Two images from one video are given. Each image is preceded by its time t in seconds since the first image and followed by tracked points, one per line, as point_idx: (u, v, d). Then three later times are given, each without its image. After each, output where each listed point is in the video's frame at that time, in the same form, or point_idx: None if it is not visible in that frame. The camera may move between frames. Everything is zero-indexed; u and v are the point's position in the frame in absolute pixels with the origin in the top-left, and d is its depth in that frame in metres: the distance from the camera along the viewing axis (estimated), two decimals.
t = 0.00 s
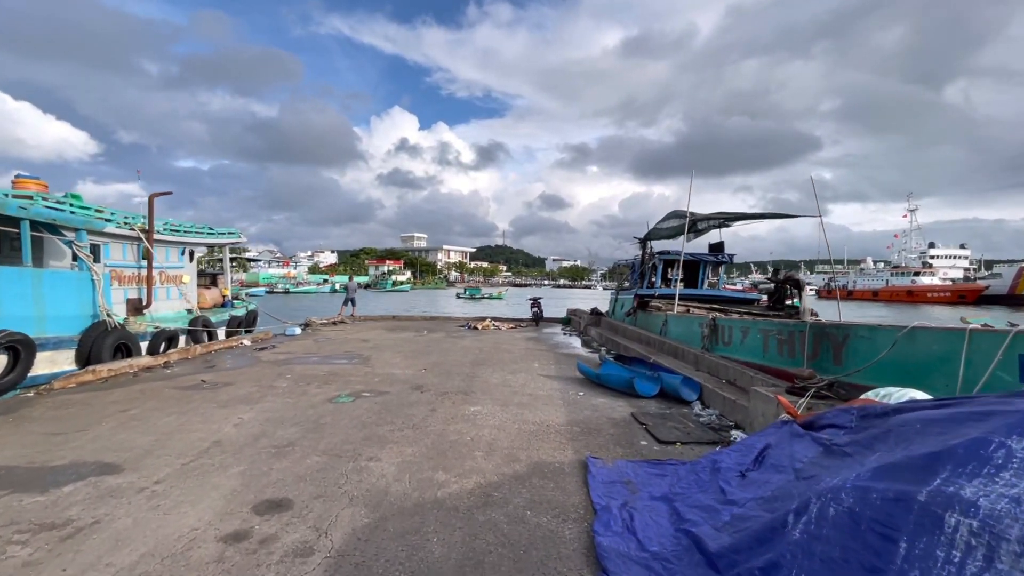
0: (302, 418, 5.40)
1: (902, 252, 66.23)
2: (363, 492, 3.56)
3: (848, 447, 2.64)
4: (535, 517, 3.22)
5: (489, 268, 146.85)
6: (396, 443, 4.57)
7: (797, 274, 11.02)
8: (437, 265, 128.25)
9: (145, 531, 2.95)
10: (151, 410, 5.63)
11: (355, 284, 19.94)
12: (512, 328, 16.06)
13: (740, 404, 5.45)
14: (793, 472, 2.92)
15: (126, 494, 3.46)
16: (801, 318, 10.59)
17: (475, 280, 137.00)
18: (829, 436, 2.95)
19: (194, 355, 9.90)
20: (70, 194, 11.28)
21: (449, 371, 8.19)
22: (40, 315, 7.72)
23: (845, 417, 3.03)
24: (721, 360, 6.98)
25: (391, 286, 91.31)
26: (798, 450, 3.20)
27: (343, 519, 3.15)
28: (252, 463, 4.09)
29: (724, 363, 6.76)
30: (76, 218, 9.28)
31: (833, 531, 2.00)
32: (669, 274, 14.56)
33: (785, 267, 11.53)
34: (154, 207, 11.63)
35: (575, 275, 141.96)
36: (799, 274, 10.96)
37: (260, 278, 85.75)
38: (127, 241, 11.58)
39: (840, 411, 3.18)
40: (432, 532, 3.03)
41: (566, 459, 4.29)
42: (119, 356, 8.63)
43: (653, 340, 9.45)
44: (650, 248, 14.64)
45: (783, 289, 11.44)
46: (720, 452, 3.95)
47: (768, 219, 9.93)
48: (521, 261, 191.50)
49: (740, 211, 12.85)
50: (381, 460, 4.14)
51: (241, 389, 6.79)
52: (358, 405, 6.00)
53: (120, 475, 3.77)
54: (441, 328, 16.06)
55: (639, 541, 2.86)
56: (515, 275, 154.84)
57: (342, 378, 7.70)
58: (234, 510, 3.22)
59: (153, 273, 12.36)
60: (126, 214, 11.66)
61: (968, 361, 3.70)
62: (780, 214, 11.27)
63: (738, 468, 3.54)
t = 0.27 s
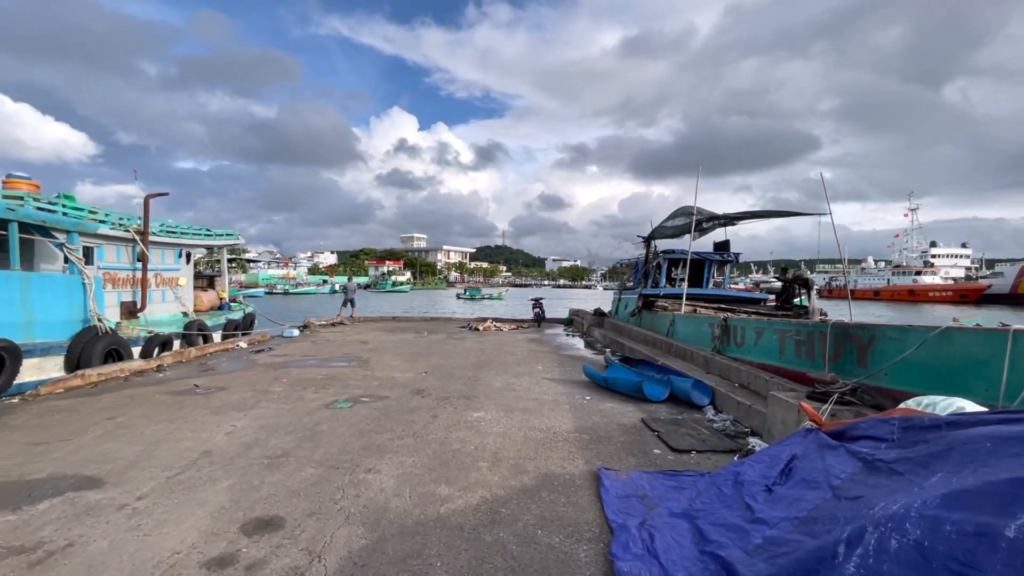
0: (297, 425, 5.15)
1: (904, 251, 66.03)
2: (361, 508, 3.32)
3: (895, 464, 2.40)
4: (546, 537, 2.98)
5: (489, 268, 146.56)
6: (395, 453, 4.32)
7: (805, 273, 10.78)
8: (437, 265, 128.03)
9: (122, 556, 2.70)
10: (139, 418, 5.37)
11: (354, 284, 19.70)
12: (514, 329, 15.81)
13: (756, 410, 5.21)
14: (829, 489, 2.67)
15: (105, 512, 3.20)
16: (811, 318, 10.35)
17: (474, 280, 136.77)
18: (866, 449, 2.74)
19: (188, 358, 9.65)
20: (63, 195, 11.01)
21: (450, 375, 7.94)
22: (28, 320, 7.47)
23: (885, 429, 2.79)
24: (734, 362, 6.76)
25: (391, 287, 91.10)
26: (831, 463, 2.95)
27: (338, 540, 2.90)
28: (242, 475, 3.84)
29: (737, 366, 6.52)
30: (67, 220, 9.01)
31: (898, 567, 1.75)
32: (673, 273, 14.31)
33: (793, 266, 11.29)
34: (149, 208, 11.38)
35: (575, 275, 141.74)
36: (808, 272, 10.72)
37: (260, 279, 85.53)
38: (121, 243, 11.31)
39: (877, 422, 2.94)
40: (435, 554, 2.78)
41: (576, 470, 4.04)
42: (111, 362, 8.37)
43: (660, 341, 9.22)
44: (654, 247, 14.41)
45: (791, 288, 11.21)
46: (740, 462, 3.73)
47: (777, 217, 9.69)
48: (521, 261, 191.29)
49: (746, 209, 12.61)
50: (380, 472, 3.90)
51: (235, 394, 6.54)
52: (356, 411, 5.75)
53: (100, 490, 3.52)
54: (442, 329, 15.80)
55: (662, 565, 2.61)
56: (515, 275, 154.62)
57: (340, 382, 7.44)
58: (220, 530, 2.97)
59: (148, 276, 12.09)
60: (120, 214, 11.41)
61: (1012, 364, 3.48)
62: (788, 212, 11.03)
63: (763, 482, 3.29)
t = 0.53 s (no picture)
0: (289, 433, 4.90)
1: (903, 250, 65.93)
2: (354, 526, 3.08)
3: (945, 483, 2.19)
4: (555, 559, 2.74)
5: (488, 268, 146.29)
6: (392, 464, 4.08)
7: (812, 271, 10.56)
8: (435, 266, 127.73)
9: None
10: (123, 426, 5.12)
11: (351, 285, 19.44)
12: (514, 329, 15.58)
13: (769, 414, 4.98)
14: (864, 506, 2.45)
15: (77, 531, 2.96)
16: (818, 317, 10.13)
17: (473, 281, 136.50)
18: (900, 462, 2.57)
19: (180, 362, 9.39)
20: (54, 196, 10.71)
21: (450, 378, 7.70)
22: (13, 327, 7.21)
23: (926, 442, 2.58)
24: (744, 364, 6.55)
25: (390, 287, 90.80)
26: (862, 477, 2.73)
27: (329, 563, 2.66)
28: (228, 489, 3.60)
29: (747, 368, 6.30)
30: (55, 222, 8.71)
31: None
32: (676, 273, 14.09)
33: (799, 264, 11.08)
34: (142, 209, 11.11)
35: (574, 276, 141.57)
36: (815, 271, 10.50)
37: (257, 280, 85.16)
38: (114, 245, 11.03)
39: (915, 433, 2.73)
40: None
41: (584, 482, 3.80)
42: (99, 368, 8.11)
43: (665, 341, 9.01)
44: (657, 246, 14.18)
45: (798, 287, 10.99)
46: (760, 473, 3.50)
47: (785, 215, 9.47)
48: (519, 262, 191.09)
49: (751, 207, 12.40)
50: (376, 485, 3.66)
51: (226, 400, 6.29)
52: (352, 417, 5.50)
53: (74, 507, 3.27)
54: (441, 330, 15.54)
55: None
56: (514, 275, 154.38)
57: (336, 386, 7.20)
58: (201, 553, 2.73)
59: (141, 278, 11.80)
60: (113, 215, 11.13)
61: None
62: (794, 210, 10.82)
63: (787, 496, 3.06)
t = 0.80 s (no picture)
0: (277, 441, 4.65)
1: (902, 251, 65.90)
2: (342, 545, 2.83)
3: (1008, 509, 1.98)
4: None
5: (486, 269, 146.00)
6: (385, 475, 3.84)
7: (817, 270, 10.36)
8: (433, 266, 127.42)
9: None
10: (103, 433, 4.86)
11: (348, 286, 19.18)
12: (513, 331, 15.33)
13: (782, 419, 4.75)
14: (904, 528, 2.22)
15: (38, 553, 2.70)
16: (824, 317, 9.93)
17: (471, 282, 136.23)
18: (942, 477, 2.39)
19: (169, 364, 9.13)
20: (40, 194, 10.29)
21: (447, 381, 7.45)
22: None
23: (971, 457, 2.37)
24: (753, 366, 6.35)
25: (387, 288, 90.48)
26: (898, 492, 2.50)
27: None
28: (208, 504, 3.34)
29: (756, 371, 6.09)
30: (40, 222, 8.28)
31: None
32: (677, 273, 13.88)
33: (804, 263, 10.88)
34: (133, 209, 10.75)
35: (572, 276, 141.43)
36: (820, 270, 10.30)
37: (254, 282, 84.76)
38: (104, 245, 10.66)
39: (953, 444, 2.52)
40: None
41: (589, 494, 3.56)
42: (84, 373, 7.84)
43: (668, 343, 8.81)
44: (658, 245, 13.97)
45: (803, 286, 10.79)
46: (779, 484, 3.27)
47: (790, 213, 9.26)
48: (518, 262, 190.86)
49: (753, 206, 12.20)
50: (367, 498, 3.41)
51: (213, 404, 6.03)
52: (344, 423, 5.25)
53: (38, 525, 3.02)
54: (438, 331, 15.29)
55: None
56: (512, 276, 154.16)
57: (329, 390, 6.94)
58: None
59: (132, 280, 11.46)
60: (103, 215, 10.76)
61: None
62: (799, 208, 10.63)
63: (812, 512, 2.83)
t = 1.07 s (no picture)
0: (260, 455, 4.37)
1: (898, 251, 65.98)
2: None
3: None
4: None
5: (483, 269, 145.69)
6: (375, 494, 3.58)
7: (821, 271, 10.16)
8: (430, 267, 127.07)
9: None
10: (75, 447, 4.57)
11: (342, 288, 18.88)
12: (510, 333, 15.06)
13: (794, 429, 4.51)
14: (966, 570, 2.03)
15: None
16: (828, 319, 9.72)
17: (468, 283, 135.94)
18: (995, 508, 2.22)
19: (155, 370, 8.81)
20: (23, 194, 9.83)
21: (443, 387, 7.18)
22: None
23: None
24: (761, 372, 6.12)
25: (384, 289, 90.15)
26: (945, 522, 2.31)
27: None
28: (181, 529, 3.07)
29: (764, 377, 5.86)
30: (19, 223, 7.83)
31: None
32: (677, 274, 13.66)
33: (807, 263, 10.66)
34: (121, 209, 10.35)
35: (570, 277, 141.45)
36: (824, 270, 10.10)
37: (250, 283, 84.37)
38: (90, 247, 10.27)
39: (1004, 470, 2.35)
40: None
41: (594, 515, 3.31)
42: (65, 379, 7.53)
43: (671, 346, 8.58)
44: (657, 246, 13.75)
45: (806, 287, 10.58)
46: (799, 504, 3.03)
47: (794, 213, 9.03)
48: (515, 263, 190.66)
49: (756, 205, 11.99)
50: (354, 521, 3.15)
51: (196, 414, 5.74)
52: (333, 434, 4.98)
53: None
54: (434, 333, 15.02)
55: None
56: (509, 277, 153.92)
57: (320, 397, 6.66)
58: None
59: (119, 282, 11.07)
60: (88, 216, 10.35)
61: None
62: (802, 207, 10.42)
63: (843, 539, 2.58)
